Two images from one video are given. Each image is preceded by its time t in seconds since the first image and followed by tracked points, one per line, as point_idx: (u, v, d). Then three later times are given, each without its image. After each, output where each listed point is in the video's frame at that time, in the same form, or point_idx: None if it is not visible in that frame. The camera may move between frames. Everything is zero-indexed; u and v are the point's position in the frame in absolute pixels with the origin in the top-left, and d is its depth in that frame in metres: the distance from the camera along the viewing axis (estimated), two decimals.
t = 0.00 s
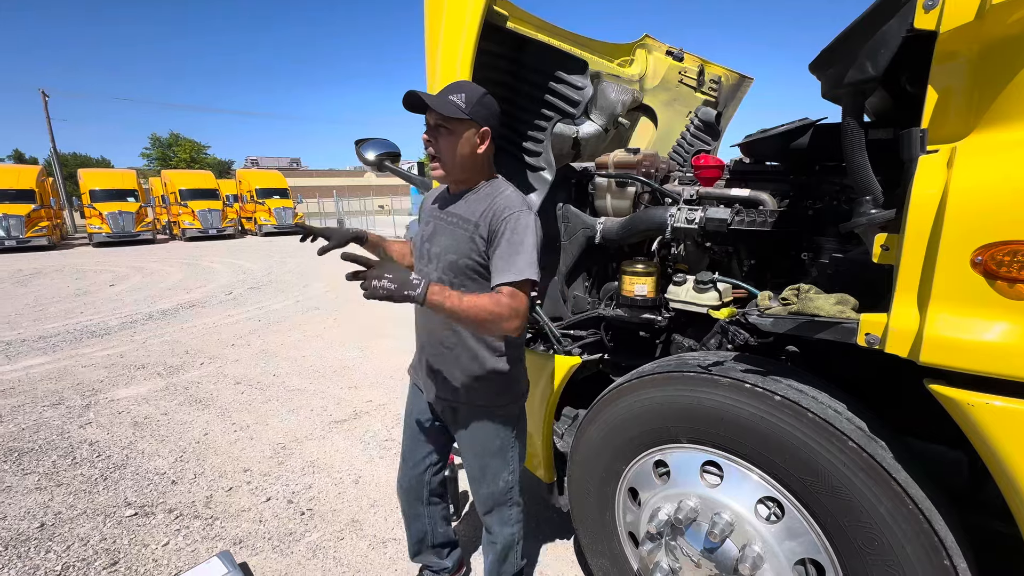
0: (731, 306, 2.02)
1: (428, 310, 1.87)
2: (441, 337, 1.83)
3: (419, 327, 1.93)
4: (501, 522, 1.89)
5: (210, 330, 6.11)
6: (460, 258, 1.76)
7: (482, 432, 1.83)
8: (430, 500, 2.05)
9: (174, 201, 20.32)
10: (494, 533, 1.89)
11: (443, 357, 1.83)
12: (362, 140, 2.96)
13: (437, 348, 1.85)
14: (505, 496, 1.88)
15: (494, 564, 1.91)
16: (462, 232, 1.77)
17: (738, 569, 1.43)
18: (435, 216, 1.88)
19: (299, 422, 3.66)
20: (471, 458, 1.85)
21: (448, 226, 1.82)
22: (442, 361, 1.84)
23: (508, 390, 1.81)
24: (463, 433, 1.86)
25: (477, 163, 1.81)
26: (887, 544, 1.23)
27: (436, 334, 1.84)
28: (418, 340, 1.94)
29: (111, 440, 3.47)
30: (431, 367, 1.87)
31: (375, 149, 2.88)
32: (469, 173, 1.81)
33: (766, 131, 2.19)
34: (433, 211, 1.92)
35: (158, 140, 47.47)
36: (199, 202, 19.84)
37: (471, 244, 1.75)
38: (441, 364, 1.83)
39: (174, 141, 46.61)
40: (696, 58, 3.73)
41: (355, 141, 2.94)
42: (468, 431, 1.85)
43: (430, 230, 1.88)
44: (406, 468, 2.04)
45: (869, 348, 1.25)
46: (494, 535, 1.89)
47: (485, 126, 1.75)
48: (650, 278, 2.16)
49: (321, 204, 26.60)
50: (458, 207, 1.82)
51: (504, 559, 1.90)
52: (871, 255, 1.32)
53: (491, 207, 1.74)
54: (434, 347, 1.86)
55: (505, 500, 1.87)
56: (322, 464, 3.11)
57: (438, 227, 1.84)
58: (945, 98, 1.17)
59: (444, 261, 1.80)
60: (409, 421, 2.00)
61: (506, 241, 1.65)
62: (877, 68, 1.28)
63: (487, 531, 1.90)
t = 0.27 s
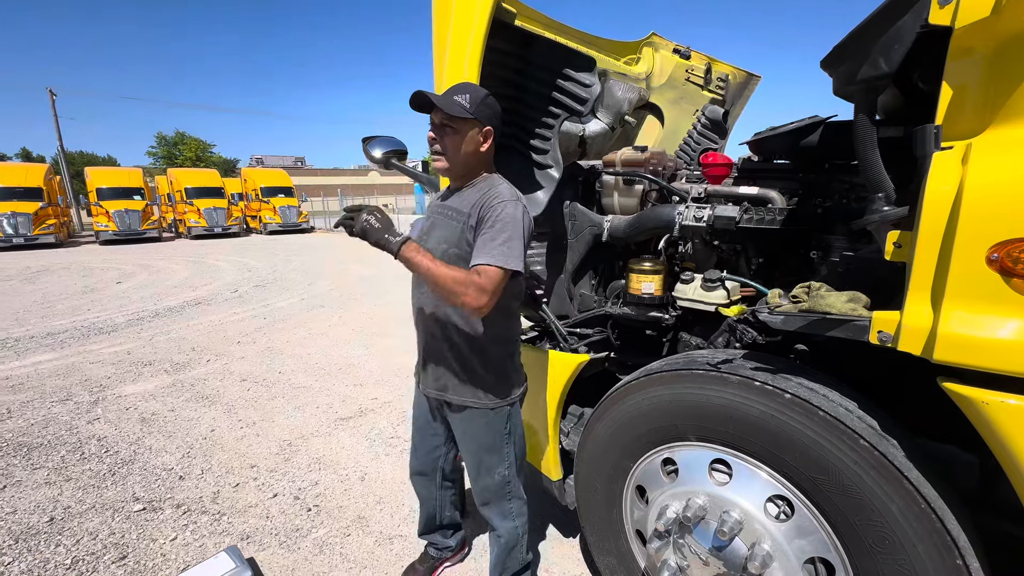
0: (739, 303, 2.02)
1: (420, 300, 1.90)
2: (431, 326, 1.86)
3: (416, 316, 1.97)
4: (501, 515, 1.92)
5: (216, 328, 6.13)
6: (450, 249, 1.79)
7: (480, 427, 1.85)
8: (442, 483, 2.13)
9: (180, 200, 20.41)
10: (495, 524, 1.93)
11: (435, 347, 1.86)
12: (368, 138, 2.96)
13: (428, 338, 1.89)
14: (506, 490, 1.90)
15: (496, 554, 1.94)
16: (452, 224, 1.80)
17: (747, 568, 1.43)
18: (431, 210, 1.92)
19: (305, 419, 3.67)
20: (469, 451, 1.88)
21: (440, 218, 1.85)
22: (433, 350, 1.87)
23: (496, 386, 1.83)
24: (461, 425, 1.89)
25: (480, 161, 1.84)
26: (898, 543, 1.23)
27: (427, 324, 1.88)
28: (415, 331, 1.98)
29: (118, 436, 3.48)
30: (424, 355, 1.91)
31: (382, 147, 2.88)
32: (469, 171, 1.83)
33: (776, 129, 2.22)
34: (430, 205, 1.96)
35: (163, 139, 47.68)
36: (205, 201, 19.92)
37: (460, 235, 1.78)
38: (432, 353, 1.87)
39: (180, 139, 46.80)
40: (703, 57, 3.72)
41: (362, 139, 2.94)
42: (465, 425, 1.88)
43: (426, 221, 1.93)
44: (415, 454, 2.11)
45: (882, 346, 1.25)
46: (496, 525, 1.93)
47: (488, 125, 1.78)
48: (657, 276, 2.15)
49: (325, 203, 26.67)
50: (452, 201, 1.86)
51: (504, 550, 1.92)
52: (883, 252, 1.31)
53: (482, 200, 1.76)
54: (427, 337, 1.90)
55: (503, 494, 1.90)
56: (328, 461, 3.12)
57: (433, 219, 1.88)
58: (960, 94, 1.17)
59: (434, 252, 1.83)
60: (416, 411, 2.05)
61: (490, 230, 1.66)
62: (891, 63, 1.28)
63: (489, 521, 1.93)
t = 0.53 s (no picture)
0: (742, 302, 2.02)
1: (409, 299, 1.94)
2: (424, 323, 1.92)
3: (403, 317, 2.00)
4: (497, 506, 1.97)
5: (219, 325, 6.14)
6: (435, 247, 1.83)
7: (469, 420, 1.91)
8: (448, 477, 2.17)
9: (182, 198, 20.45)
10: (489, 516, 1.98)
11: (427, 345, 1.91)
12: (371, 136, 2.96)
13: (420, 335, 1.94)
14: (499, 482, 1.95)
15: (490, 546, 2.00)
16: (436, 224, 1.84)
17: (751, 564, 1.43)
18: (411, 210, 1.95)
19: (308, 417, 3.68)
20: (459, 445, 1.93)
21: (422, 218, 1.89)
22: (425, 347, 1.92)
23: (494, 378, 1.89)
24: (454, 421, 1.93)
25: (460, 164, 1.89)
26: (902, 540, 1.23)
27: (419, 321, 1.93)
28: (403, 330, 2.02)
29: (123, 432, 3.50)
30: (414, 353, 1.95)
31: (385, 145, 2.88)
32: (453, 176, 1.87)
33: (779, 128, 2.23)
34: (409, 206, 1.99)
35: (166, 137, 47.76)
36: (207, 199, 19.95)
37: (444, 234, 1.82)
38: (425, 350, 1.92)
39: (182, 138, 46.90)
40: (706, 55, 3.71)
41: (365, 137, 2.95)
42: (454, 419, 1.93)
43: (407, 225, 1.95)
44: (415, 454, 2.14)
45: (886, 344, 1.25)
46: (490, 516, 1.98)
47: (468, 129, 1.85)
48: (661, 274, 2.16)
49: (327, 201, 26.71)
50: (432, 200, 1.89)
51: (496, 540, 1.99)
52: (889, 250, 1.31)
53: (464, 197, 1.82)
54: (418, 334, 1.95)
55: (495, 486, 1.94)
56: (331, 458, 3.13)
57: (414, 220, 1.91)
58: (965, 93, 1.17)
59: (420, 252, 1.87)
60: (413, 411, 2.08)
61: (481, 231, 1.74)
62: (897, 62, 1.28)
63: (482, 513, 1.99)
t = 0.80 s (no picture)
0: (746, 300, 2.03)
1: (421, 301, 1.89)
2: (440, 322, 1.89)
3: (408, 319, 1.95)
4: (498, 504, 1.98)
5: (219, 323, 6.14)
6: (448, 244, 1.82)
7: (472, 418, 1.92)
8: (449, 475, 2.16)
9: (182, 196, 20.43)
10: (489, 514, 1.99)
11: (445, 343, 1.89)
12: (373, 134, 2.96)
13: (436, 335, 1.90)
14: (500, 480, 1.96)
15: (488, 544, 2.01)
16: (441, 224, 1.83)
17: (754, 561, 1.44)
18: (406, 213, 1.90)
19: (309, 414, 3.68)
20: (470, 438, 1.94)
21: (426, 217, 1.85)
22: (442, 347, 1.90)
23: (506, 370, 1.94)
24: (459, 418, 1.94)
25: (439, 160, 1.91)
26: (906, 537, 1.23)
27: (433, 321, 1.89)
28: (408, 335, 1.95)
29: (124, 429, 3.50)
30: (432, 355, 1.91)
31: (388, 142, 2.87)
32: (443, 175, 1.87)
33: (783, 127, 2.22)
34: (400, 209, 1.93)
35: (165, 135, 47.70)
36: (207, 197, 19.93)
37: (454, 230, 1.82)
38: (445, 349, 1.89)
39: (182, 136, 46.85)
40: (709, 54, 3.70)
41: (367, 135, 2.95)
42: (463, 411, 1.93)
43: (404, 229, 1.90)
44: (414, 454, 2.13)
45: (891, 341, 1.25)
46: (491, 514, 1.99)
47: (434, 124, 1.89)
48: (664, 273, 2.15)
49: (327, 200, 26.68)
50: (430, 199, 1.87)
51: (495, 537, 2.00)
52: (893, 247, 1.31)
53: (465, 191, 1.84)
54: (431, 335, 1.91)
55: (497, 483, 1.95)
56: (333, 455, 3.13)
57: (415, 221, 1.87)
58: (971, 90, 1.18)
59: (430, 251, 1.85)
60: (412, 413, 2.06)
61: (491, 226, 1.77)
62: (903, 60, 1.28)
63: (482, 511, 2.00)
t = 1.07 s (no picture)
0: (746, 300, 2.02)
1: (436, 296, 1.88)
2: (456, 317, 1.89)
3: (418, 317, 1.92)
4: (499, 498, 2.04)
5: (217, 322, 6.12)
6: (464, 236, 1.85)
7: (477, 417, 1.96)
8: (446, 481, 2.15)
9: (179, 194, 20.35)
10: (490, 508, 2.04)
11: (459, 338, 1.89)
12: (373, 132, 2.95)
13: (451, 331, 1.90)
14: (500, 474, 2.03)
15: (487, 539, 2.06)
16: (457, 216, 1.86)
17: (756, 559, 1.44)
18: (416, 207, 1.88)
19: (308, 413, 3.67)
20: (479, 432, 1.97)
21: (439, 211, 1.87)
22: (457, 343, 1.89)
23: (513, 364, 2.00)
24: (466, 415, 1.98)
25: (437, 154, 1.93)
26: (907, 535, 1.24)
27: (449, 316, 1.89)
28: (419, 332, 1.91)
29: (122, 428, 3.48)
30: (447, 350, 1.90)
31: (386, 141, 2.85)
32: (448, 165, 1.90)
33: (783, 126, 2.23)
34: (408, 203, 1.90)
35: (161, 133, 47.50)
36: (204, 195, 19.86)
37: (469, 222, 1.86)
38: (461, 344, 1.89)
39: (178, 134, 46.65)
40: (709, 54, 3.71)
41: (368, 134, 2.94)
42: (472, 405, 1.96)
43: (414, 223, 1.88)
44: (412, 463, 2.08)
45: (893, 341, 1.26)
46: (491, 508, 2.05)
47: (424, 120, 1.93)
48: (665, 273, 2.15)
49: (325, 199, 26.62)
50: (440, 194, 1.89)
51: (494, 530, 2.06)
52: (895, 247, 1.31)
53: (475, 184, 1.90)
54: (445, 331, 1.90)
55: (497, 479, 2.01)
56: (332, 454, 3.13)
57: (427, 215, 1.87)
58: (972, 91, 1.19)
59: (446, 244, 1.86)
60: (414, 419, 2.02)
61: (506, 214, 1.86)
62: (905, 61, 1.28)
63: (483, 506, 2.05)
